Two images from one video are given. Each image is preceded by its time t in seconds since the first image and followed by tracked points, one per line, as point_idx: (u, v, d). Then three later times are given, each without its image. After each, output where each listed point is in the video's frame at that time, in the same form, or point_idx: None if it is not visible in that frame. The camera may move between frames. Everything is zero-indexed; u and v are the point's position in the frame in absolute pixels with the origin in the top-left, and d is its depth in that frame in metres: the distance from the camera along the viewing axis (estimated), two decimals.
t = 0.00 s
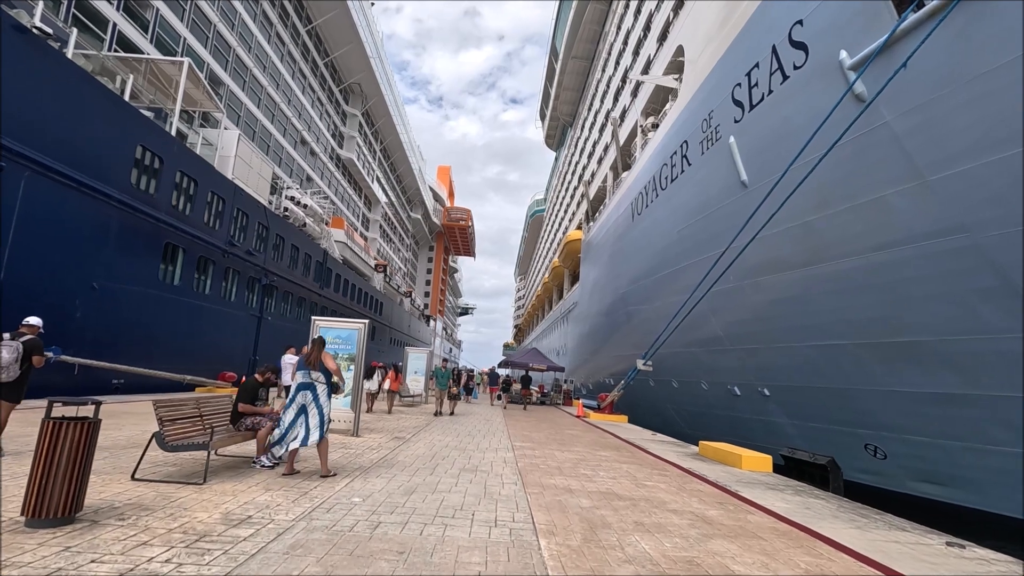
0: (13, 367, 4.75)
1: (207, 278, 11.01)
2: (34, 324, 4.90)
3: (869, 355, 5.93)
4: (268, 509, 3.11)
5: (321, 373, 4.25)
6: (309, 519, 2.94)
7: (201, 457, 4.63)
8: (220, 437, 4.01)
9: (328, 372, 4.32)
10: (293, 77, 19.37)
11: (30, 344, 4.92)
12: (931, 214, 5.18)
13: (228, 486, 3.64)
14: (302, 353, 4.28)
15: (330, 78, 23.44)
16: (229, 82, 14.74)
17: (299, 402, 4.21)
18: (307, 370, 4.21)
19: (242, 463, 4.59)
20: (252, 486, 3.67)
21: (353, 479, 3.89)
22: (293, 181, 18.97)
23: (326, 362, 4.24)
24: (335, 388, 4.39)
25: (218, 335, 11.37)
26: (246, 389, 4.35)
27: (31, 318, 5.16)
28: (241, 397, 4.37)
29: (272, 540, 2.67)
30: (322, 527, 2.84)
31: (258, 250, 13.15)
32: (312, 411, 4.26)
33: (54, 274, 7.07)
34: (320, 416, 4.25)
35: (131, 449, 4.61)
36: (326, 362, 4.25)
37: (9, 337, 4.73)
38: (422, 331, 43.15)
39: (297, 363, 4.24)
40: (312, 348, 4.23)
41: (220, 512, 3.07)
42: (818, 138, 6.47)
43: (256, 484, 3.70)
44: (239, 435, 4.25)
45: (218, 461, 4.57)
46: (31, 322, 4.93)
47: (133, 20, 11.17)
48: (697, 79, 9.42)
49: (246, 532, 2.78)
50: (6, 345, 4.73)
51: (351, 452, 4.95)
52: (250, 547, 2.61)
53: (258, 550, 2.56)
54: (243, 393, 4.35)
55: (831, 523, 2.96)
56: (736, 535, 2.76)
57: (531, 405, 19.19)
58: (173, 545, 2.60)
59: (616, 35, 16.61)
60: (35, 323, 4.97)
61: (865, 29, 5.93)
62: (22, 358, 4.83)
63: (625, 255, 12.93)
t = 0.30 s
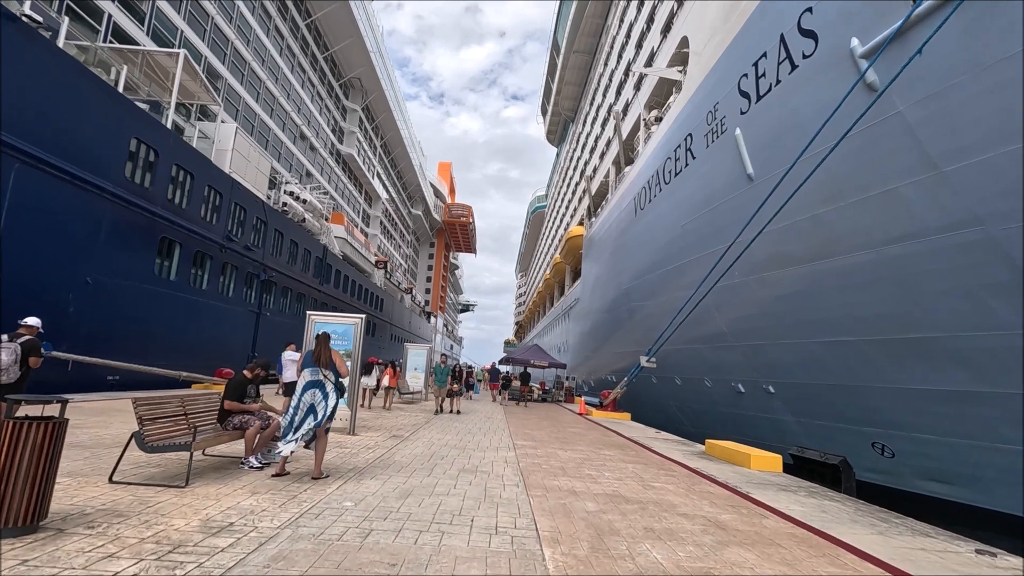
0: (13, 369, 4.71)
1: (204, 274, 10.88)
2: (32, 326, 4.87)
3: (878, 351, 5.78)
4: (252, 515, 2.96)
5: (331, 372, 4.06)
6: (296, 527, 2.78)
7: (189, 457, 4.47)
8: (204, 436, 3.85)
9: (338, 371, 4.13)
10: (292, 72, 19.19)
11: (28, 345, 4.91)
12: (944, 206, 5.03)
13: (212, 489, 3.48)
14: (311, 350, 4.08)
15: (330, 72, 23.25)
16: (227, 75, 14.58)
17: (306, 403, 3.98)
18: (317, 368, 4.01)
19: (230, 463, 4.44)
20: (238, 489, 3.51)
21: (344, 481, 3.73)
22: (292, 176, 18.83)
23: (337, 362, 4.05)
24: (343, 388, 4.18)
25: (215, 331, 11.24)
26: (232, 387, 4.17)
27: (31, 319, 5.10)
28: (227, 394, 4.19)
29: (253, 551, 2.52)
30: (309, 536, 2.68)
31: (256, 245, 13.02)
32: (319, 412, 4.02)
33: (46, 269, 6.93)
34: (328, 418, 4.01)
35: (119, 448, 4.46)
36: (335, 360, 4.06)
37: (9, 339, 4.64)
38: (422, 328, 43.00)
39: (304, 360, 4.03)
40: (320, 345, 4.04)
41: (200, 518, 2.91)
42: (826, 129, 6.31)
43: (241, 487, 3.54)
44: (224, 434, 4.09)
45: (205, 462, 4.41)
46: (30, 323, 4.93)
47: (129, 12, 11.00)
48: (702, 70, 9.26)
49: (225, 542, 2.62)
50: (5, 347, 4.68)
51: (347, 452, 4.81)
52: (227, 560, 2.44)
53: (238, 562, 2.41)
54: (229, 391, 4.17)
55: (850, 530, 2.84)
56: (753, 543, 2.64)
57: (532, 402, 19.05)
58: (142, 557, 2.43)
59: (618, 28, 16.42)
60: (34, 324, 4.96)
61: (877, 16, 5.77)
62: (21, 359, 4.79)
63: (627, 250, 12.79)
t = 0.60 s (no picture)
0: (13, 361, 4.94)
1: (202, 270, 10.75)
2: (36, 323, 5.16)
3: (887, 349, 5.64)
4: (239, 524, 2.82)
5: (332, 372, 3.90)
6: (285, 538, 2.64)
7: (180, 460, 4.33)
8: (190, 438, 3.70)
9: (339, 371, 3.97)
10: (291, 67, 19.03)
11: (30, 340, 5.15)
12: (959, 200, 4.87)
13: (199, 495, 3.31)
14: (312, 348, 3.94)
15: (330, 67, 23.08)
16: (226, 70, 14.43)
17: (304, 402, 3.83)
18: (317, 366, 3.86)
19: (220, 466, 4.29)
20: (226, 494, 3.35)
21: (339, 486, 3.58)
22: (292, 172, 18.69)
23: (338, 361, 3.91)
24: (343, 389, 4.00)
25: (213, 328, 11.13)
26: (223, 386, 4.04)
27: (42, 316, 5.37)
28: (218, 393, 4.06)
29: (239, 565, 2.37)
30: (298, 548, 2.54)
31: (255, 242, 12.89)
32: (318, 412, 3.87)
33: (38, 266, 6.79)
34: (326, 419, 3.85)
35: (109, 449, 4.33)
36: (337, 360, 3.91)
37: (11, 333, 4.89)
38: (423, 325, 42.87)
39: (304, 357, 3.89)
40: (322, 343, 3.89)
41: (182, 528, 2.75)
42: (836, 121, 6.15)
43: (229, 492, 3.38)
44: (213, 436, 3.94)
45: (195, 464, 4.26)
46: (36, 320, 5.20)
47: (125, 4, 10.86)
48: (708, 63, 9.09)
49: (210, 555, 2.48)
50: (6, 341, 4.92)
51: (345, 453, 4.68)
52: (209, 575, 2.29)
53: None
54: (220, 389, 4.04)
55: (873, 539, 2.72)
56: (774, 554, 2.52)
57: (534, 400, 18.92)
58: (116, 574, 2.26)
59: (621, 23, 16.24)
60: (40, 321, 5.22)
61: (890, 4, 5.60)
62: (21, 353, 5.01)
63: (630, 247, 12.64)
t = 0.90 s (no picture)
0: (24, 360, 4.88)
1: (201, 267, 10.63)
2: (46, 322, 5.02)
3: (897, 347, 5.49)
4: (225, 534, 2.67)
5: (325, 369, 3.69)
6: (274, 552, 2.48)
7: (171, 462, 4.17)
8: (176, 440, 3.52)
9: (334, 368, 3.76)
10: (291, 63, 18.88)
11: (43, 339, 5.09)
12: (976, 193, 4.72)
13: (186, 500, 3.16)
14: (305, 344, 3.73)
15: (330, 64, 22.94)
16: (224, 65, 14.26)
17: (297, 401, 3.65)
18: (310, 363, 3.65)
19: (211, 468, 4.13)
20: (215, 499, 3.19)
21: (335, 491, 3.42)
22: (292, 169, 18.56)
23: (332, 356, 3.69)
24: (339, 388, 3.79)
25: (212, 326, 11.00)
26: (221, 385, 3.87)
27: (49, 313, 5.33)
28: (215, 393, 3.90)
29: None
30: (289, 562, 2.40)
31: (254, 239, 12.76)
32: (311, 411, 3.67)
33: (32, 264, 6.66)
34: (319, 419, 3.65)
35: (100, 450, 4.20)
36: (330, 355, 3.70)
37: (22, 331, 4.82)
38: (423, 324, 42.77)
39: (297, 354, 3.69)
40: (314, 338, 3.68)
41: (163, 538, 2.59)
42: (848, 113, 6.00)
43: (218, 498, 3.22)
44: (202, 437, 3.77)
45: (185, 466, 4.10)
46: (45, 319, 5.09)
47: None
48: (715, 56, 8.94)
49: (190, 569, 2.31)
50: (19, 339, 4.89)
51: (344, 454, 4.54)
52: None
53: None
54: (217, 389, 3.88)
55: (903, 548, 2.60)
56: (803, 565, 2.38)
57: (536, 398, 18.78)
58: None
59: (624, 18, 16.08)
60: (48, 319, 5.13)
61: None
62: (32, 352, 4.93)
63: (633, 244, 12.49)
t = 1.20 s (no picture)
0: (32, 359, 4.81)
1: (198, 264, 10.50)
2: (48, 319, 5.02)
3: (907, 345, 5.35)
4: (206, 546, 2.51)
5: (315, 366, 3.53)
6: (255, 568, 2.32)
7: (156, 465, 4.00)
8: (157, 443, 3.33)
9: (324, 366, 3.58)
10: (291, 60, 18.74)
11: (48, 338, 5.06)
12: (992, 187, 4.58)
13: (167, 507, 3.00)
14: (292, 341, 3.56)
15: (330, 61, 22.79)
16: (223, 61, 14.14)
17: (285, 400, 3.44)
18: (299, 361, 3.48)
19: (197, 471, 3.96)
20: (197, 507, 3.03)
21: (326, 497, 3.27)
22: (291, 166, 18.42)
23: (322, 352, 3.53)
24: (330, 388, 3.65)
25: (210, 324, 10.88)
26: (228, 388, 3.79)
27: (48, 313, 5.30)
28: (220, 394, 3.81)
29: None
30: None
31: (252, 236, 12.63)
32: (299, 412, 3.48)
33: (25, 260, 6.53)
34: (308, 421, 3.45)
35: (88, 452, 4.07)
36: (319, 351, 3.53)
37: (30, 330, 4.83)
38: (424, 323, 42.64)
39: (284, 352, 3.51)
40: (301, 335, 3.51)
41: (135, 552, 2.42)
42: (858, 106, 5.86)
43: (200, 505, 3.06)
44: (186, 439, 3.57)
45: (169, 470, 3.93)
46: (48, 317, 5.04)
47: None
48: (720, 49, 8.79)
49: None
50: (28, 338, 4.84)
51: (340, 457, 4.40)
52: None
53: None
54: (223, 390, 3.79)
55: (932, 558, 2.49)
56: None
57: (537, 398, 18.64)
58: None
59: (627, 14, 15.92)
60: (52, 318, 5.07)
61: None
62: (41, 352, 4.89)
63: (636, 241, 12.36)
